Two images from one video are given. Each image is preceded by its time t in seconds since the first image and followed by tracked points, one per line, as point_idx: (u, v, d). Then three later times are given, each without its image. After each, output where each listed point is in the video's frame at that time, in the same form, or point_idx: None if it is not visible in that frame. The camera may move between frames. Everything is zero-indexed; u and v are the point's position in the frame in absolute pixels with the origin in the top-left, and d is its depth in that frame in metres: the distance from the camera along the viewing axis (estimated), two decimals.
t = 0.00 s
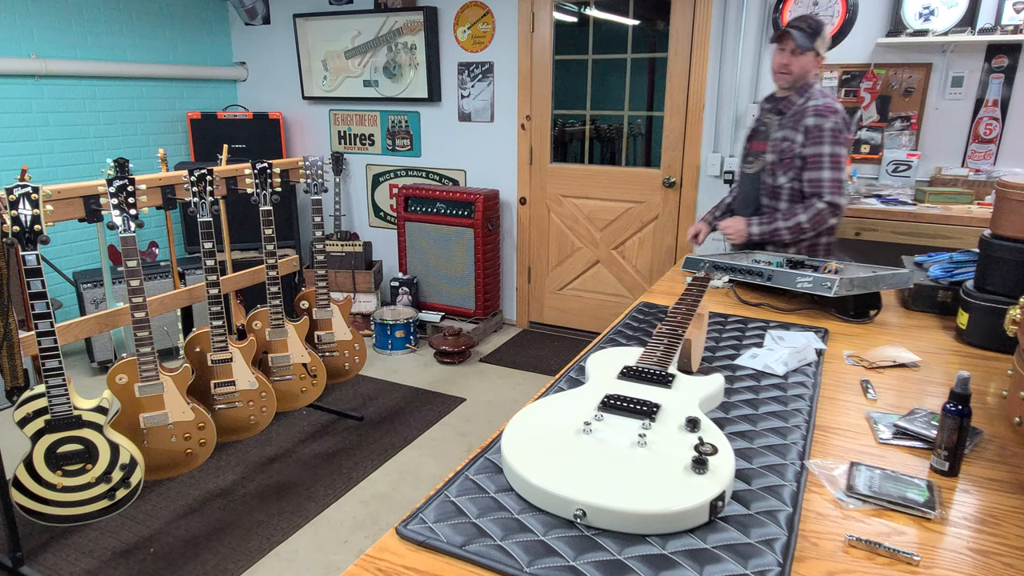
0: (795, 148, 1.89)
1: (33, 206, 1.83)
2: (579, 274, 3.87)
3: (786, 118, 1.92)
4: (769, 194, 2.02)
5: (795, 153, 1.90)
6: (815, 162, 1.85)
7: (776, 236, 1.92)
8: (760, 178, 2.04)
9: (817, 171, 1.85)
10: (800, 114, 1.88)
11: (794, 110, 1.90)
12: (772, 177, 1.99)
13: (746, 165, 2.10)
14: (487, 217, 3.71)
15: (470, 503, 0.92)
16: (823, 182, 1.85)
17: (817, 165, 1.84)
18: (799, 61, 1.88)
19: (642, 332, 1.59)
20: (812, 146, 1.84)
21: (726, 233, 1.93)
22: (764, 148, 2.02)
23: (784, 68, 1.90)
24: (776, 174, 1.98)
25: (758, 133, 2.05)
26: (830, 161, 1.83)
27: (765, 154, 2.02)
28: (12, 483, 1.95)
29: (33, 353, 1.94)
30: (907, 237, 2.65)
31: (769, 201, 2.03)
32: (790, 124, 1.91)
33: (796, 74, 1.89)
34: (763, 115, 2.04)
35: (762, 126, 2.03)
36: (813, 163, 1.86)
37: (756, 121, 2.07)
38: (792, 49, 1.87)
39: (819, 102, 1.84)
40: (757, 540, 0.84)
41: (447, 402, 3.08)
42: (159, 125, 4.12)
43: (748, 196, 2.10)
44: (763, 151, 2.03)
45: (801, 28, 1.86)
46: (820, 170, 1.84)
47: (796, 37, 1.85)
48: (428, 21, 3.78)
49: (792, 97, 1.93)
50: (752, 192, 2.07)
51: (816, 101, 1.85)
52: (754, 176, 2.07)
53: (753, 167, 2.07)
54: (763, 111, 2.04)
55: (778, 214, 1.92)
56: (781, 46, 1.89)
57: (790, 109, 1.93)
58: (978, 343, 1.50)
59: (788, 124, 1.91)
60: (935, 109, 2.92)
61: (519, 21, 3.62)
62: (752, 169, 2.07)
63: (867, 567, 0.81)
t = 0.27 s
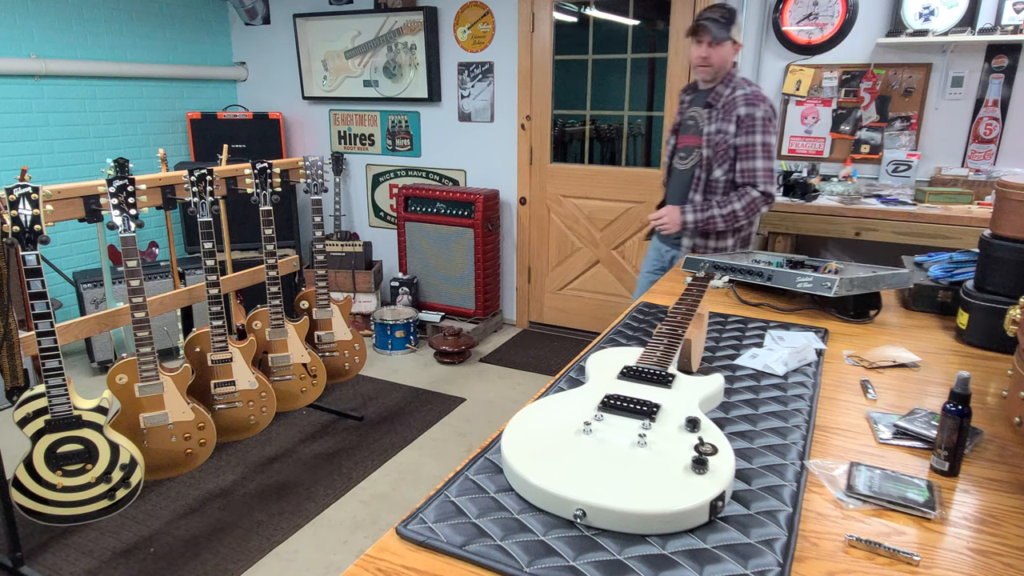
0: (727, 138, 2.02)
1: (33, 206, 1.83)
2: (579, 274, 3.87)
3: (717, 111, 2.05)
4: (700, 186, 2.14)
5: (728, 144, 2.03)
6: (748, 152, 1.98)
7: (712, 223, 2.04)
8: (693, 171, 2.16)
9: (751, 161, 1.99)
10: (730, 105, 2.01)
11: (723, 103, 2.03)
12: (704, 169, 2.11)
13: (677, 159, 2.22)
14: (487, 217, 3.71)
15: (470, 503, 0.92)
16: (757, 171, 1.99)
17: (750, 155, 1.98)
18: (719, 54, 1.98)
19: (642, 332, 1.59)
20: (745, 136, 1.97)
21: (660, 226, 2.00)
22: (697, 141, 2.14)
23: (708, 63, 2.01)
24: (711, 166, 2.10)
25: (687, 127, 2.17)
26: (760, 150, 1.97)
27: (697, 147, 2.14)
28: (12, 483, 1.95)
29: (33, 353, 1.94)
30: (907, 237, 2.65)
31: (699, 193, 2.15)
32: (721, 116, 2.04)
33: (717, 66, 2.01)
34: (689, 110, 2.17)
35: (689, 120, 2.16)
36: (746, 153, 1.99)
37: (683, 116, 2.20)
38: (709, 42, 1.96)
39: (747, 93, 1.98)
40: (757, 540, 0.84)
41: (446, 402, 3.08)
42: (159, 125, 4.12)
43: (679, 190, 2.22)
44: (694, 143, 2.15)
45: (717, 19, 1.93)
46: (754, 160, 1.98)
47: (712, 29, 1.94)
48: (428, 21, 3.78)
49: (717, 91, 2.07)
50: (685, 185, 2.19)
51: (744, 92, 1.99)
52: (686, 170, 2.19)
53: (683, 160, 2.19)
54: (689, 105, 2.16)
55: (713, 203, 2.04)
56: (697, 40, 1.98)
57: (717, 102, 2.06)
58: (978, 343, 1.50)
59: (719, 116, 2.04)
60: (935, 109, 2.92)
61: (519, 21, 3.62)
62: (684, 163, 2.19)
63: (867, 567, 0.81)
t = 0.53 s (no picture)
0: (679, 146, 1.99)
1: (33, 206, 1.83)
2: (579, 274, 3.86)
3: (660, 119, 2.02)
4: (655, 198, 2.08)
5: (681, 151, 2.00)
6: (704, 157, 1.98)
7: (683, 235, 1.96)
8: (642, 183, 2.11)
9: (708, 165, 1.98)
10: (675, 112, 1.99)
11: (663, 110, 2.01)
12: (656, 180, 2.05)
13: (621, 172, 2.15)
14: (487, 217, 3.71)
15: (470, 503, 0.92)
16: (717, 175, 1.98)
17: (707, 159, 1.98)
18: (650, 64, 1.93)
19: (642, 332, 1.59)
20: (696, 141, 1.97)
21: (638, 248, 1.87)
22: (645, 152, 2.08)
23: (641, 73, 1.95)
24: (663, 175, 2.05)
25: (628, 138, 2.11)
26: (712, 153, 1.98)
27: (643, 157, 2.09)
28: (12, 483, 1.95)
29: (33, 353, 1.94)
30: (908, 237, 2.65)
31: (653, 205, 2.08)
32: (665, 125, 2.01)
33: (647, 75, 1.97)
34: (627, 121, 2.11)
35: (629, 130, 2.10)
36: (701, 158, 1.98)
37: (619, 127, 2.14)
38: (634, 54, 1.89)
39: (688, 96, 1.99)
40: (757, 540, 0.84)
41: (446, 402, 3.08)
42: (159, 125, 4.12)
43: (628, 204, 2.14)
44: (641, 153, 2.09)
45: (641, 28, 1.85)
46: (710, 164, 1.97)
47: (635, 41, 1.86)
48: (428, 21, 3.79)
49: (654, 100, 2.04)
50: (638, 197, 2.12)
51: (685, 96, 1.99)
52: (633, 181, 2.12)
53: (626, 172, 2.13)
54: (626, 118, 2.11)
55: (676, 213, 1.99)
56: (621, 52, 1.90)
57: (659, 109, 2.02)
58: (978, 343, 1.50)
59: (664, 125, 2.01)
60: (935, 109, 2.92)
61: (519, 21, 3.62)
62: (631, 174, 2.12)
63: (867, 567, 0.81)
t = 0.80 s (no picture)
0: (632, 130, 1.78)
1: (33, 206, 1.83)
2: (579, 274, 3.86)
3: (610, 103, 1.80)
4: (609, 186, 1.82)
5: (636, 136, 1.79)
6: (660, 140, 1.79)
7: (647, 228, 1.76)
8: (591, 175, 1.85)
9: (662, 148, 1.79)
10: (625, 97, 1.79)
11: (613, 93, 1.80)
12: (608, 167, 1.81)
13: (564, 166, 1.87)
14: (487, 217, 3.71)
15: (470, 503, 0.92)
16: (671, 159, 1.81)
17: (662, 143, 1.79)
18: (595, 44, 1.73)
19: (642, 332, 1.59)
20: (649, 125, 1.78)
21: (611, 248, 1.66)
22: (591, 140, 1.83)
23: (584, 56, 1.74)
24: (616, 162, 1.81)
25: (573, 129, 1.85)
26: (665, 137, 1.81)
27: (592, 145, 1.83)
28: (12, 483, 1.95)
29: (33, 353, 1.94)
30: (908, 237, 2.65)
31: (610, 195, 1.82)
32: (615, 109, 1.79)
33: (591, 61, 1.76)
34: (571, 111, 1.86)
35: (577, 118, 1.84)
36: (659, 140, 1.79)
37: (560, 120, 1.88)
38: (579, 37, 1.69)
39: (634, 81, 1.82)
40: (757, 540, 0.84)
41: (446, 402, 3.08)
42: (159, 125, 4.12)
43: (578, 200, 1.87)
44: (588, 142, 1.83)
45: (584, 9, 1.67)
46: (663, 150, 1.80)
47: (581, 23, 1.66)
48: (428, 21, 3.79)
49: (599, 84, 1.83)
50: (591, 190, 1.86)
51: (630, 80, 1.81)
52: (580, 174, 1.86)
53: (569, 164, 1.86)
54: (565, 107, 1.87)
55: (632, 205, 1.77)
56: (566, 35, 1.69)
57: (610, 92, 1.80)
58: (977, 343, 1.50)
59: (614, 109, 1.79)
60: (935, 109, 2.92)
61: (519, 21, 3.62)
62: (577, 166, 1.85)
63: (867, 567, 0.81)
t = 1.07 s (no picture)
0: (601, 133, 1.72)
1: (33, 206, 1.83)
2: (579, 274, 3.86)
3: (579, 105, 1.72)
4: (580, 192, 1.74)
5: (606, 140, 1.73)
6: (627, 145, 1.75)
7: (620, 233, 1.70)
8: (559, 181, 1.76)
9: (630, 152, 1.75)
10: (593, 99, 1.72)
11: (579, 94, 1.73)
12: (579, 173, 1.73)
13: (529, 173, 1.77)
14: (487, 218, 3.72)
15: (470, 503, 0.92)
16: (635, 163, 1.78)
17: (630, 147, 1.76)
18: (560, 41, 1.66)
19: (642, 332, 1.59)
20: (617, 127, 1.73)
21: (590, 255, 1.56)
22: (558, 145, 1.74)
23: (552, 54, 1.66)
24: (585, 167, 1.74)
25: (537, 133, 1.75)
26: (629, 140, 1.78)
27: (558, 150, 1.74)
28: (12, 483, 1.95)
29: (33, 353, 1.94)
30: (908, 237, 2.64)
31: (582, 201, 1.74)
32: (583, 112, 1.72)
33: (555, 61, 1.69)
34: (533, 115, 1.76)
35: (541, 123, 1.75)
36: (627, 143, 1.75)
37: (521, 124, 1.77)
38: (546, 35, 1.63)
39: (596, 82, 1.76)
40: (757, 540, 0.84)
41: (446, 402, 3.08)
42: (158, 125, 4.12)
43: (546, 209, 1.77)
44: (555, 147, 1.74)
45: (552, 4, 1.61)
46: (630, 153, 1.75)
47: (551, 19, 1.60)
48: (428, 21, 3.79)
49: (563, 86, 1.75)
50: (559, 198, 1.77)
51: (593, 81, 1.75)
52: (547, 180, 1.76)
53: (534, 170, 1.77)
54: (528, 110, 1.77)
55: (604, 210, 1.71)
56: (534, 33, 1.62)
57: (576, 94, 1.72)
58: (977, 343, 1.50)
59: (581, 112, 1.72)
60: (935, 109, 2.92)
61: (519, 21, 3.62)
62: (544, 172, 1.76)
63: (867, 567, 0.81)
